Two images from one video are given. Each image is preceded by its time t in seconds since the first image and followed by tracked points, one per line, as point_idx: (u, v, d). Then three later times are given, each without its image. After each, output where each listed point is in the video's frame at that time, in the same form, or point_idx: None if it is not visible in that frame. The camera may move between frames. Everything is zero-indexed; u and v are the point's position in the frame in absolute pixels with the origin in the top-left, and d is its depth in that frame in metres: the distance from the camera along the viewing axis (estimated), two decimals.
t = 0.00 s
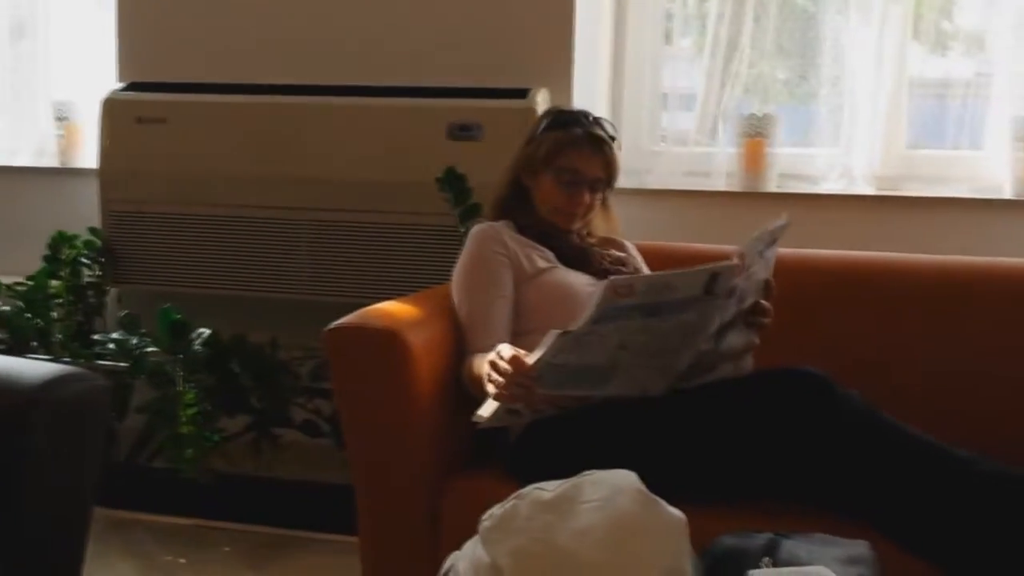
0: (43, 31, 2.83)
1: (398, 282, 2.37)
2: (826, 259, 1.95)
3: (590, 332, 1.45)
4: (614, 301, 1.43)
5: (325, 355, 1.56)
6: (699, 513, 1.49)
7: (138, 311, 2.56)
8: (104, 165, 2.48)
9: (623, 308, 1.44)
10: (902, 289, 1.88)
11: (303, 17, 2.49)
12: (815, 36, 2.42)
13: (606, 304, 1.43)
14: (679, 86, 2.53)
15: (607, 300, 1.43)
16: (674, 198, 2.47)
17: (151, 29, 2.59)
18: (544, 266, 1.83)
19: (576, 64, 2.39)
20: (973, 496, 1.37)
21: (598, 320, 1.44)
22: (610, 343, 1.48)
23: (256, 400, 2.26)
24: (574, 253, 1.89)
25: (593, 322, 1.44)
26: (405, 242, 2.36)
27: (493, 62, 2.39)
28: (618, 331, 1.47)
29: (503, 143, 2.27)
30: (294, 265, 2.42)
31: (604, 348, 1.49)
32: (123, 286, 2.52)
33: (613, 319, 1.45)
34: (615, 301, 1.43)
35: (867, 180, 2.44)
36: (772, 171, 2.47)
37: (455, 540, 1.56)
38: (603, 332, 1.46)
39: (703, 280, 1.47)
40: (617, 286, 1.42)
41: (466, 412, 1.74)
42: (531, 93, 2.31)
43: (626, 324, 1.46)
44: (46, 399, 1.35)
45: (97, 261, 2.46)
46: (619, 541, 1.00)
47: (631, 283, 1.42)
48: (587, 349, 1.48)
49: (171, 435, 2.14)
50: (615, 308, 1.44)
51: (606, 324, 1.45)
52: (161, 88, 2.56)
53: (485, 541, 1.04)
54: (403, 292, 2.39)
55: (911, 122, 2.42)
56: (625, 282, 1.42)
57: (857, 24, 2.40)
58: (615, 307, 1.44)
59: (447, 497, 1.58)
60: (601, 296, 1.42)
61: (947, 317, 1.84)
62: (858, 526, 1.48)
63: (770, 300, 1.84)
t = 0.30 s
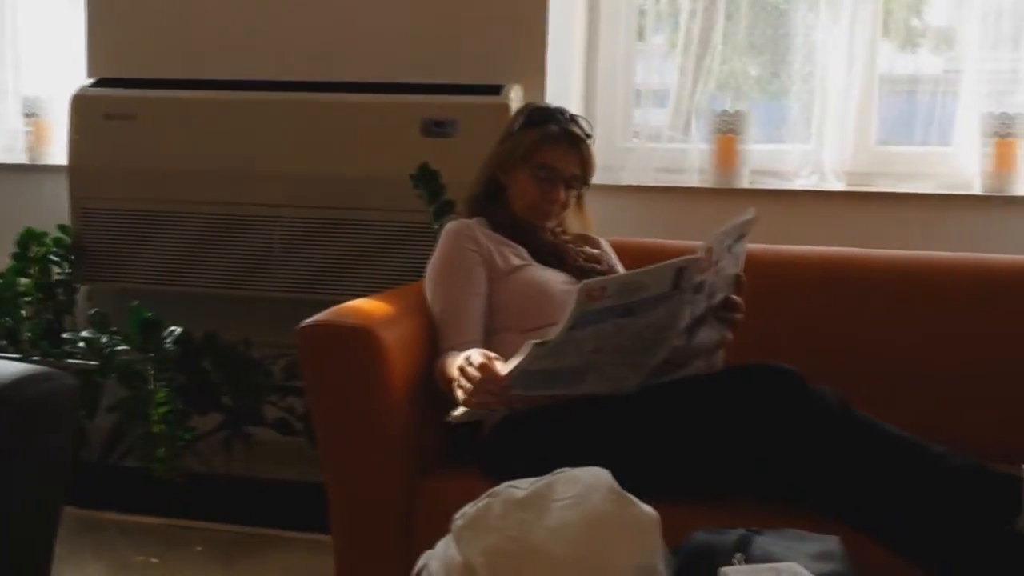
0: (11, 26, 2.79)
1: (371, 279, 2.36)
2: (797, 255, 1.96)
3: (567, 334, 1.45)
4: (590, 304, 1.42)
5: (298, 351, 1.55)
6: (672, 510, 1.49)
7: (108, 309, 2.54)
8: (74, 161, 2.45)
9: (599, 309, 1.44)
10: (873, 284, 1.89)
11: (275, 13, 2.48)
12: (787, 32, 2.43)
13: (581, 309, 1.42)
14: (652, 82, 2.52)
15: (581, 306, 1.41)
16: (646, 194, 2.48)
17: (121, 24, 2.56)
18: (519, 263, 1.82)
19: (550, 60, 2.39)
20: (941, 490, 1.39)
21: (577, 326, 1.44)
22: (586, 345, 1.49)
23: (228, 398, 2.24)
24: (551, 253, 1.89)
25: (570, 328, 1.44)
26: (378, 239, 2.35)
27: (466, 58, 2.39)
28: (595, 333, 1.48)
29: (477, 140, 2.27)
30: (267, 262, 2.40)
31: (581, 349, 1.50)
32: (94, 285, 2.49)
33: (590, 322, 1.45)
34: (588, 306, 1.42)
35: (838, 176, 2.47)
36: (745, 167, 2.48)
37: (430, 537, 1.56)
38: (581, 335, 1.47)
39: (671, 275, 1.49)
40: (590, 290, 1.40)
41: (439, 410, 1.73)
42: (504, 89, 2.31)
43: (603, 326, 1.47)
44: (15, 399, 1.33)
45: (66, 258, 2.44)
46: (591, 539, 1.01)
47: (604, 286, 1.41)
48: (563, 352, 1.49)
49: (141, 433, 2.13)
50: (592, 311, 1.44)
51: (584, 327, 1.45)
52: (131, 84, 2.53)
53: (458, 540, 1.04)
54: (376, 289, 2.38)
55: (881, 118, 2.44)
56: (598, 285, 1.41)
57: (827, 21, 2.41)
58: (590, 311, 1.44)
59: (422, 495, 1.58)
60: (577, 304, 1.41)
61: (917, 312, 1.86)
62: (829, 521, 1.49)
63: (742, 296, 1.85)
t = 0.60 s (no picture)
0: None
1: (349, 279, 2.35)
2: (775, 253, 1.97)
3: (545, 336, 1.43)
4: (564, 303, 1.42)
5: (274, 353, 1.54)
6: (652, 508, 1.49)
7: (82, 310, 2.52)
8: (47, 162, 2.42)
9: (575, 308, 1.43)
10: (850, 282, 1.90)
11: (249, 12, 2.46)
12: (763, 31, 2.44)
13: (555, 308, 1.42)
14: (629, 81, 2.53)
15: (553, 305, 1.42)
16: (624, 193, 2.48)
17: (94, 23, 2.54)
18: (495, 263, 1.82)
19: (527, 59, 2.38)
20: (919, 484, 1.40)
21: (554, 327, 1.43)
22: (567, 350, 1.48)
23: (204, 402, 2.21)
24: (530, 250, 1.89)
25: (547, 330, 1.43)
26: (355, 239, 2.34)
27: (443, 57, 2.38)
28: (575, 338, 1.46)
29: (454, 138, 2.26)
30: (243, 263, 2.39)
31: (563, 355, 1.48)
32: (68, 286, 2.47)
33: (567, 323, 1.44)
34: (562, 305, 1.42)
35: (814, 174, 2.48)
36: (722, 166, 2.48)
37: (408, 539, 1.55)
38: (561, 338, 1.45)
39: (642, 271, 1.48)
40: (562, 288, 1.41)
41: (417, 411, 1.73)
42: (482, 88, 2.30)
43: (581, 327, 1.46)
44: None
45: (40, 260, 2.42)
46: (569, 540, 1.00)
47: (576, 284, 1.41)
48: (547, 361, 1.48)
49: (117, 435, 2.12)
50: (567, 311, 1.43)
51: (561, 328, 1.44)
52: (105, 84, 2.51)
53: (435, 540, 1.03)
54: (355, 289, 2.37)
55: (856, 117, 2.45)
56: (570, 283, 1.41)
57: (802, 20, 2.42)
58: (565, 312, 1.43)
59: (400, 497, 1.57)
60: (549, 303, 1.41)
61: (894, 309, 1.87)
62: (806, 517, 1.50)
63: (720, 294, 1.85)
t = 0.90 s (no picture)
0: None
1: (333, 279, 2.34)
2: (759, 252, 1.97)
3: (532, 336, 1.43)
4: (550, 300, 1.41)
5: (258, 353, 1.53)
6: (637, 508, 1.49)
7: (63, 311, 2.50)
8: (28, 162, 2.40)
9: (561, 306, 1.42)
10: (835, 281, 1.91)
11: (232, 11, 2.45)
12: (746, 31, 2.45)
13: (543, 306, 1.41)
14: (613, 82, 2.52)
15: (540, 303, 1.40)
16: (608, 192, 2.48)
17: (75, 22, 2.52)
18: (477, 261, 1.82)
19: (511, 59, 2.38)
20: (904, 481, 1.41)
21: (541, 324, 1.42)
22: (554, 348, 1.47)
23: (187, 403, 2.20)
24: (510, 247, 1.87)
25: (534, 329, 1.42)
26: (340, 239, 2.33)
27: (427, 57, 2.37)
28: (560, 337, 1.46)
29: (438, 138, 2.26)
30: (226, 263, 2.38)
31: (550, 354, 1.48)
32: (49, 287, 2.45)
33: (555, 321, 1.43)
34: (549, 303, 1.41)
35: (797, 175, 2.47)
36: (706, 166, 2.49)
37: (393, 540, 1.55)
38: (547, 337, 1.44)
39: (629, 269, 1.47)
40: (549, 286, 1.39)
41: (401, 412, 1.72)
42: (466, 88, 2.30)
43: (568, 325, 1.45)
44: None
45: (20, 261, 2.40)
46: (553, 540, 1.00)
47: (562, 282, 1.40)
48: (533, 361, 1.47)
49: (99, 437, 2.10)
50: (555, 309, 1.42)
51: (547, 327, 1.43)
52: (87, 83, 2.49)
53: (418, 542, 1.02)
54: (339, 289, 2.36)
55: (840, 117, 2.47)
56: (558, 281, 1.40)
57: (786, 20, 2.42)
58: (552, 309, 1.42)
59: (385, 497, 1.56)
60: (536, 301, 1.40)
61: (877, 308, 1.88)
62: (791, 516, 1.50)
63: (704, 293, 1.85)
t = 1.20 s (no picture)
0: None
1: (330, 278, 2.34)
2: (756, 250, 1.97)
3: (531, 337, 1.42)
4: (548, 301, 1.40)
5: (253, 352, 1.52)
6: (635, 507, 1.49)
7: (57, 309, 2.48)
8: (22, 161, 2.39)
9: (558, 306, 1.42)
10: (832, 278, 1.90)
11: (227, 9, 2.44)
12: (743, 29, 2.44)
13: (541, 307, 1.41)
14: (609, 80, 2.52)
15: (538, 304, 1.40)
16: (604, 190, 2.47)
17: (69, 21, 2.51)
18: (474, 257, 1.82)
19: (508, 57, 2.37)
20: (902, 479, 1.41)
21: (539, 326, 1.42)
22: (551, 349, 1.47)
23: (182, 403, 2.19)
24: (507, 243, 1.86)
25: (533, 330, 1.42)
26: (336, 238, 2.32)
27: (423, 55, 2.36)
28: (558, 337, 1.45)
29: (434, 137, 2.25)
30: (221, 263, 2.37)
31: (547, 354, 1.47)
32: (42, 286, 2.44)
33: (552, 322, 1.43)
34: (547, 304, 1.41)
35: (794, 172, 2.49)
36: (702, 164, 2.48)
37: (388, 539, 1.54)
38: (545, 338, 1.44)
39: (624, 267, 1.47)
40: (546, 287, 1.39)
41: (398, 411, 1.72)
42: (462, 86, 2.29)
43: (565, 325, 1.45)
44: None
45: (14, 260, 2.39)
46: (552, 540, 0.99)
47: (559, 282, 1.40)
48: (531, 362, 1.47)
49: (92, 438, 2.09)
50: (552, 310, 1.42)
51: (545, 329, 1.43)
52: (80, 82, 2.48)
53: (415, 542, 1.02)
54: (335, 288, 2.35)
55: (836, 115, 2.47)
56: (554, 282, 1.40)
57: (782, 18, 2.42)
58: (550, 310, 1.41)
59: (381, 497, 1.55)
60: (534, 302, 1.39)
61: (875, 306, 1.87)
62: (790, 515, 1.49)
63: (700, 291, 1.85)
